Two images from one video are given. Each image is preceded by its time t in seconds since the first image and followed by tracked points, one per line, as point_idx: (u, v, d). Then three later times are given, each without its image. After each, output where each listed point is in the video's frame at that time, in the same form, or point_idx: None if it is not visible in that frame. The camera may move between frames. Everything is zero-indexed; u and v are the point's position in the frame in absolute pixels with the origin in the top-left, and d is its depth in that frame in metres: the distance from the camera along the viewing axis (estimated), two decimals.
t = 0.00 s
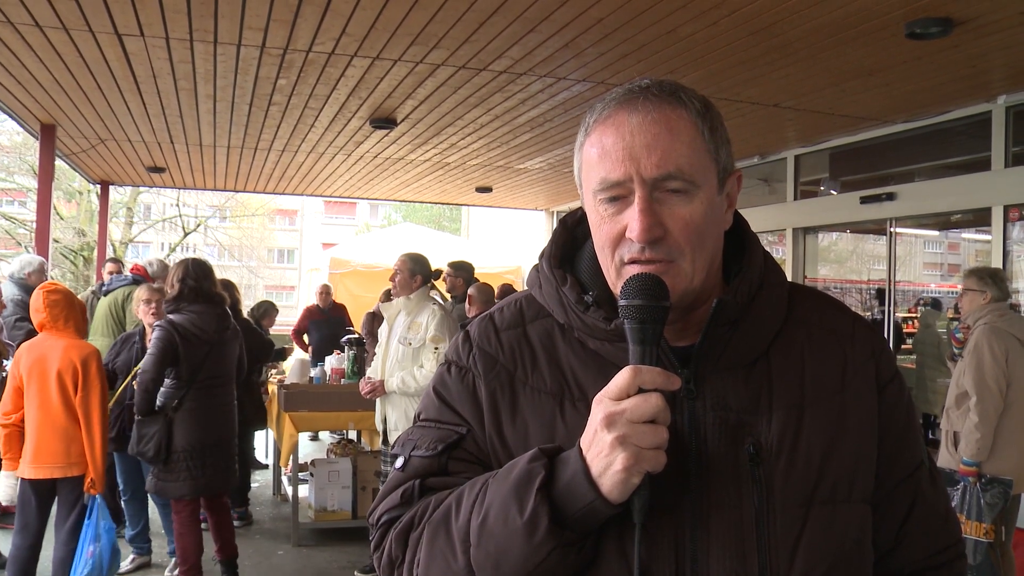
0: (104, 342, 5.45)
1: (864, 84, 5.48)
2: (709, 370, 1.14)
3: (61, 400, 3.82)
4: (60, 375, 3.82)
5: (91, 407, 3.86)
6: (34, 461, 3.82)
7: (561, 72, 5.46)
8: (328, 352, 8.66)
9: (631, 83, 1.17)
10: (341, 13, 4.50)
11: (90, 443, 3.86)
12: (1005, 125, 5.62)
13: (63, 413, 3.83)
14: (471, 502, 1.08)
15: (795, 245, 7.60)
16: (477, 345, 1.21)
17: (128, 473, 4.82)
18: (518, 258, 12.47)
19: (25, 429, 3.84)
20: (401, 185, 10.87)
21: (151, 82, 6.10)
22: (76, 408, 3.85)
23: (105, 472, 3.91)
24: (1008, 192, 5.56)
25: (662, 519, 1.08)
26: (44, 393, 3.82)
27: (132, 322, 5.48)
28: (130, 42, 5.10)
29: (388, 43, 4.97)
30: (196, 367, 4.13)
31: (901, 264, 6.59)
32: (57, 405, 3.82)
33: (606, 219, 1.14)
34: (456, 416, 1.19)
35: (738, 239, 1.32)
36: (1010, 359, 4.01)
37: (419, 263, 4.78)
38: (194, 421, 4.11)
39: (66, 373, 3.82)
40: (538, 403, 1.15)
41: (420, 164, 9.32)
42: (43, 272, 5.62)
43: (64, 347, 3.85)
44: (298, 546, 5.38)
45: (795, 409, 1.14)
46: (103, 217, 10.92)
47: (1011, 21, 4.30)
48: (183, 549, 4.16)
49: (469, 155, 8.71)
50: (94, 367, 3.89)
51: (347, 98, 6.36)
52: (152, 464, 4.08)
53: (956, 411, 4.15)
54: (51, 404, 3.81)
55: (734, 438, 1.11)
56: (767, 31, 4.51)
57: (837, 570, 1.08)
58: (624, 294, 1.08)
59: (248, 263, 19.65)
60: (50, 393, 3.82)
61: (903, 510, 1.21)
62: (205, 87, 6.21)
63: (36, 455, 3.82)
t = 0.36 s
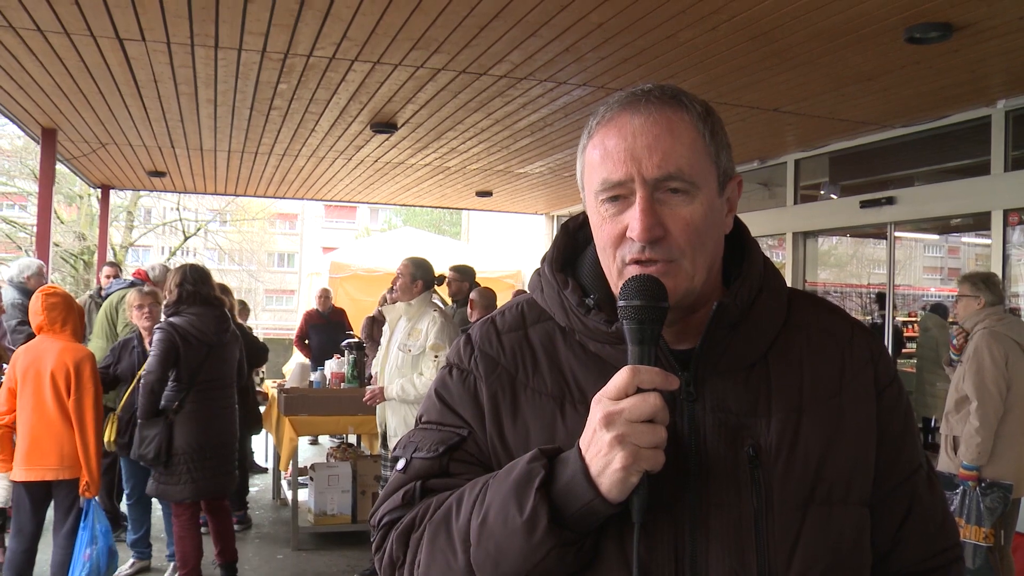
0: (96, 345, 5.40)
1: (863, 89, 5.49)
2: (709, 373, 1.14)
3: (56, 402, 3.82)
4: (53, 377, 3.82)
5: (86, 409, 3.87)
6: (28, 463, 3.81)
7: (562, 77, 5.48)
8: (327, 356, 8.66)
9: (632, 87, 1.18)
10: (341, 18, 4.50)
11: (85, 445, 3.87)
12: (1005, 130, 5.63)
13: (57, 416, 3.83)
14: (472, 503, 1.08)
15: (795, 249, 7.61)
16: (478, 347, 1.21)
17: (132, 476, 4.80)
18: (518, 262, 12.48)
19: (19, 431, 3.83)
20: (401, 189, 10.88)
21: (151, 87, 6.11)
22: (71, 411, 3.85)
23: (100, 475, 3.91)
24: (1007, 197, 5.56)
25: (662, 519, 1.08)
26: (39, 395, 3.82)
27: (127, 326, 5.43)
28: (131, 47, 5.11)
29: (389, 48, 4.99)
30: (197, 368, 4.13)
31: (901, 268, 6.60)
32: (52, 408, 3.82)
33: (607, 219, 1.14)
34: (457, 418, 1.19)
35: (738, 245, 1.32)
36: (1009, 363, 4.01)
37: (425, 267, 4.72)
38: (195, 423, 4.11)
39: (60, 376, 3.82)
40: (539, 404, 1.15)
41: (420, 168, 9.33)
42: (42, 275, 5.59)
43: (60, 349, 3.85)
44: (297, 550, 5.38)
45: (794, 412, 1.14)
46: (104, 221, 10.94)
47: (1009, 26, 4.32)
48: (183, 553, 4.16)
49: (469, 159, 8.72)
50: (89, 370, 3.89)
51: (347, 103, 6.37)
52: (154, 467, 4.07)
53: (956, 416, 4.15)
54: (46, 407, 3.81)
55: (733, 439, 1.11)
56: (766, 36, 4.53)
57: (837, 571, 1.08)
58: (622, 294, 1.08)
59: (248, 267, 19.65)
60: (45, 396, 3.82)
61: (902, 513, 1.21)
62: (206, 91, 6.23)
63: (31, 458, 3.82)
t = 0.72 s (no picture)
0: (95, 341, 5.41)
1: (864, 90, 5.50)
2: (711, 371, 1.14)
3: (54, 399, 3.82)
4: (51, 373, 3.82)
5: (83, 405, 3.87)
6: (26, 460, 3.81)
7: (563, 77, 5.48)
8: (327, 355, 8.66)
9: (639, 89, 1.18)
10: (342, 16, 4.51)
11: (83, 441, 3.86)
12: (1005, 132, 5.63)
13: (55, 412, 3.83)
14: (475, 494, 1.08)
15: (795, 250, 7.61)
16: (484, 343, 1.21)
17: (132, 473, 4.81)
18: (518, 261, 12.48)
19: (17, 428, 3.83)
20: (401, 188, 10.88)
21: (153, 84, 6.11)
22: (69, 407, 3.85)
23: (98, 471, 3.92)
24: (1007, 199, 5.56)
25: (663, 513, 1.08)
26: (36, 391, 3.82)
27: (124, 323, 5.40)
28: (132, 44, 5.10)
29: (390, 47, 4.99)
30: (196, 363, 4.14)
31: (901, 270, 6.61)
32: (50, 404, 3.82)
33: (611, 216, 1.14)
34: (462, 413, 1.19)
35: (742, 248, 1.32)
36: (1008, 365, 4.02)
37: (420, 266, 4.75)
38: (194, 418, 4.11)
39: (57, 372, 3.82)
40: (543, 400, 1.16)
41: (420, 167, 9.33)
42: (42, 272, 5.60)
43: (58, 345, 3.86)
44: (296, 548, 5.38)
45: (795, 411, 1.14)
46: (104, 218, 10.92)
47: (1010, 28, 4.32)
48: (183, 551, 4.16)
49: (470, 158, 8.73)
50: (86, 365, 3.90)
51: (348, 101, 6.37)
52: (152, 462, 4.07)
53: (955, 417, 4.15)
54: (44, 403, 3.81)
55: (735, 436, 1.11)
56: (768, 36, 4.52)
57: (837, 569, 1.08)
58: (624, 288, 1.08)
59: (248, 265, 19.66)
60: (42, 392, 3.82)
61: (901, 516, 1.21)
62: (207, 89, 6.23)
63: (28, 454, 3.81)
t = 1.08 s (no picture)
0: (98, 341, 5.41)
1: (865, 91, 5.50)
2: (716, 371, 1.14)
3: (54, 399, 3.83)
4: (52, 373, 3.82)
5: (83, 406, 3.86)
6: (26, 460, 3.82)
7: (564, 78, 5.48)
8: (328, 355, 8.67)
9: (647, 91, 1.18)
10: (344, 17, 4.51)
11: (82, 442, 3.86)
12: (1007, 132, 5.63)
13: (56, 412, 3.83)
14: (481, 490, 1.08)
15: (797, 250, 7.60)
16: (490, 342, 1.21)
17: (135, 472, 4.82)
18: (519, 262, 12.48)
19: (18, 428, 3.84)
20: (402, 189, 10.88)
21: (154, 86, 6.11)
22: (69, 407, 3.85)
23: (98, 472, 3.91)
24: (1009, 199, 5.56)
25: (667, 511, 1.08)
26: (37, 391, 3.82)
27: (128, 322, 5.38)
28: (134, 46, 5.11)
29: (391, 48, 5.00)
30: (195, 361, 4.14)
31: (902, 271, 6.61)
32: (50, 404, 3.82)
33: (619, 217, 1.14)
34: (468, 412, 1.19)
35: (748, 249, 1.32)
36: (1009, 365, 4.02)
37: (411, 266, 4.74)
38: (194, 418, 4.12)
39: (58, 372, 3.82)
40: (549, 399, 1.16)
41: (422, 168, 9.34)
42: (46, 273, 5.61)
43: (58, 346, 3.86)
44: (298, 549, 5.39)
45: (799, 411, 1.15)
46: (106, 219, 10.93)
47: (1012, 29, 4.32)
48: (185, 552, 4.16)
49: (471, 159, 8.73)
50: (87, 366, 3.90)
51: (349, 102, 6.37)
52: (152, 463, 4.06)
53: (956, 418, 4.15)
54: (45, 404, 3.82)
55: (739, 435, 1.11)
56: (769, 37, 4.53)
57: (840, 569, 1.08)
58: (629, 286, 1.08)
59: (249, 266, 19.67)
60: (43, 393, 3.82)
61: (902, 518, 1.21)
62: (208, 91, 6.24)
63: (28, 454, 3.82)
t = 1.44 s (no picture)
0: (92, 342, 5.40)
1: (860, 94, 5.51)
2: (709, 375, 1.14)
3: (48, 399, 3.82)
4: (47, 373, 3.81)
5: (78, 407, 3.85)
6: (19, 461, 3.80)
7: (560, 79, 5.49)
8: (323, 356, 8.66)
9: (642, 94, 1.18)
10: (340, 19, 4.51)
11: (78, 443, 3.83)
12: (1002, 135, 5.64)
13: (50, 413, 3.82)
14: (473, 492, 1.08)
15: (792, 252, 7.62)
16: (484, 343, 1.21)
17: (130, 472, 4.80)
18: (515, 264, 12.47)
19: (11, 428, 3.82)
20: (399, 190, 10.87)
21: (150, 86, 6.10)
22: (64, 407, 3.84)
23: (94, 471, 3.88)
24: (1004, 202, 5.58)
25: (657, 514, 1.08)
26: (30, 390, 3.80)
27: (121, 323, 5.36)
28: (129, 46, 5.10)
29: (387, 50, 5.00)
30: (190, 364, 4.14)
31: (897, 273, 6.62)
32: (44, 404, 3.81)
33: (612, 222, 1.14)
34: (462, 412, 1.19)
35: (743, 251, 1.32)
36: (1003, 367, 4.03)
37: (391, 268, 4.82)
38: (186, 419, 4.11)
39: (53, 372, 3.82)
40: (542, 401, 1.15)
41: (418, 169, 9.33)
42: (41, 274, 5.58)
43: (53, 345, 3.84)
44: (293, 551, 5.37)
45: (791, 414, 1.14)
46: (101, 220, 10.90)
47: (1008, 32, 4.33)
48: (178, 554, 4.15)
49: (467, 160, 8.73)
50: (82, 366, 3.88)
51: (346, 103, 6.37)
52: (142, 464, 4.05)
53: (951, 419, 4.15)
54: (38, 404, 3.80)
55: (730, 439, 1.11)
56: (765, 40, 4.53)
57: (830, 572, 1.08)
58: (620, 291, 1.08)
59: (245, 267, 19.64)
60: (37, 392, 3.81)
61: (894, 520, 1.21)
62: (204, 91, 6.23)
63: (21, 454, 3.80)
